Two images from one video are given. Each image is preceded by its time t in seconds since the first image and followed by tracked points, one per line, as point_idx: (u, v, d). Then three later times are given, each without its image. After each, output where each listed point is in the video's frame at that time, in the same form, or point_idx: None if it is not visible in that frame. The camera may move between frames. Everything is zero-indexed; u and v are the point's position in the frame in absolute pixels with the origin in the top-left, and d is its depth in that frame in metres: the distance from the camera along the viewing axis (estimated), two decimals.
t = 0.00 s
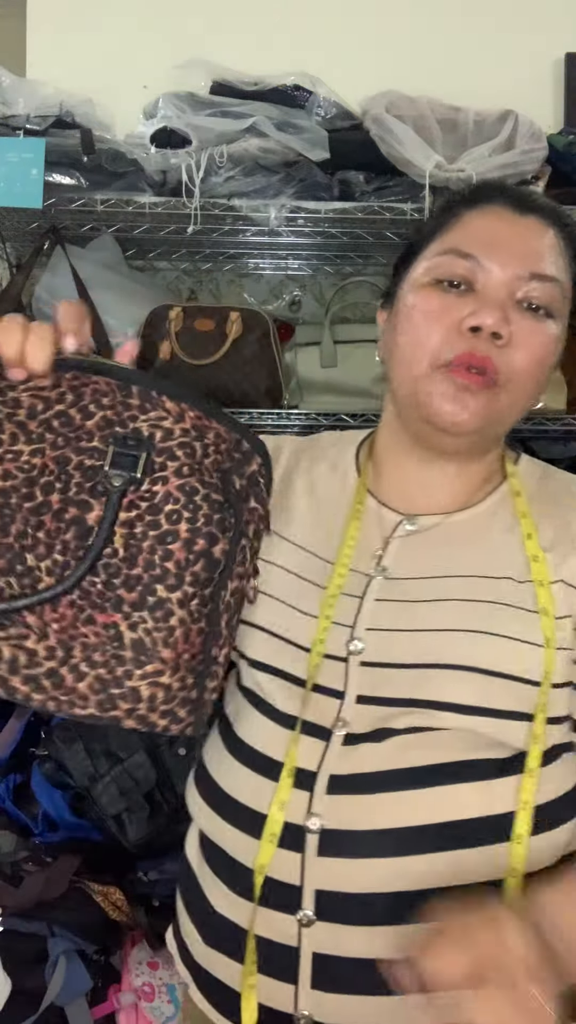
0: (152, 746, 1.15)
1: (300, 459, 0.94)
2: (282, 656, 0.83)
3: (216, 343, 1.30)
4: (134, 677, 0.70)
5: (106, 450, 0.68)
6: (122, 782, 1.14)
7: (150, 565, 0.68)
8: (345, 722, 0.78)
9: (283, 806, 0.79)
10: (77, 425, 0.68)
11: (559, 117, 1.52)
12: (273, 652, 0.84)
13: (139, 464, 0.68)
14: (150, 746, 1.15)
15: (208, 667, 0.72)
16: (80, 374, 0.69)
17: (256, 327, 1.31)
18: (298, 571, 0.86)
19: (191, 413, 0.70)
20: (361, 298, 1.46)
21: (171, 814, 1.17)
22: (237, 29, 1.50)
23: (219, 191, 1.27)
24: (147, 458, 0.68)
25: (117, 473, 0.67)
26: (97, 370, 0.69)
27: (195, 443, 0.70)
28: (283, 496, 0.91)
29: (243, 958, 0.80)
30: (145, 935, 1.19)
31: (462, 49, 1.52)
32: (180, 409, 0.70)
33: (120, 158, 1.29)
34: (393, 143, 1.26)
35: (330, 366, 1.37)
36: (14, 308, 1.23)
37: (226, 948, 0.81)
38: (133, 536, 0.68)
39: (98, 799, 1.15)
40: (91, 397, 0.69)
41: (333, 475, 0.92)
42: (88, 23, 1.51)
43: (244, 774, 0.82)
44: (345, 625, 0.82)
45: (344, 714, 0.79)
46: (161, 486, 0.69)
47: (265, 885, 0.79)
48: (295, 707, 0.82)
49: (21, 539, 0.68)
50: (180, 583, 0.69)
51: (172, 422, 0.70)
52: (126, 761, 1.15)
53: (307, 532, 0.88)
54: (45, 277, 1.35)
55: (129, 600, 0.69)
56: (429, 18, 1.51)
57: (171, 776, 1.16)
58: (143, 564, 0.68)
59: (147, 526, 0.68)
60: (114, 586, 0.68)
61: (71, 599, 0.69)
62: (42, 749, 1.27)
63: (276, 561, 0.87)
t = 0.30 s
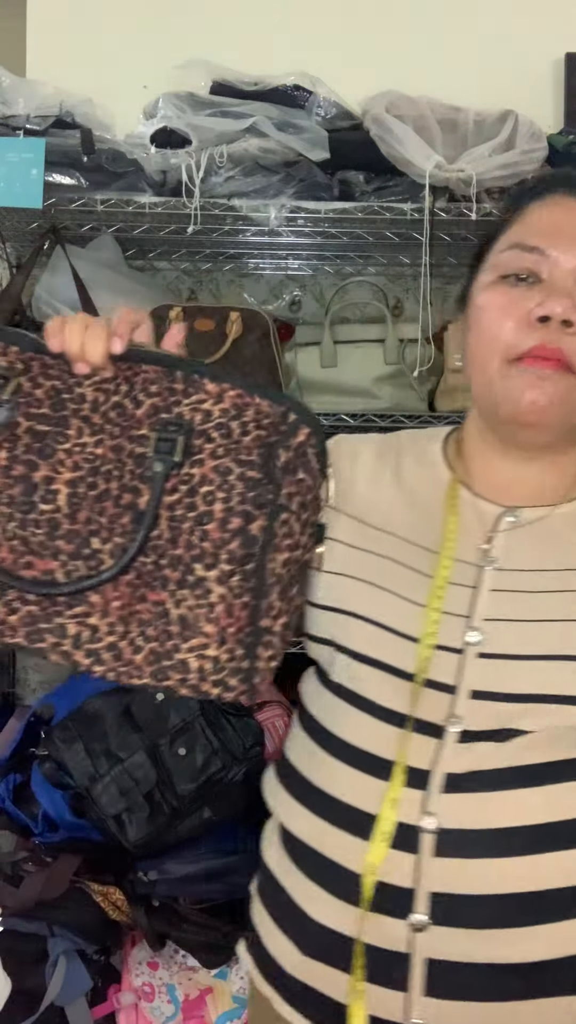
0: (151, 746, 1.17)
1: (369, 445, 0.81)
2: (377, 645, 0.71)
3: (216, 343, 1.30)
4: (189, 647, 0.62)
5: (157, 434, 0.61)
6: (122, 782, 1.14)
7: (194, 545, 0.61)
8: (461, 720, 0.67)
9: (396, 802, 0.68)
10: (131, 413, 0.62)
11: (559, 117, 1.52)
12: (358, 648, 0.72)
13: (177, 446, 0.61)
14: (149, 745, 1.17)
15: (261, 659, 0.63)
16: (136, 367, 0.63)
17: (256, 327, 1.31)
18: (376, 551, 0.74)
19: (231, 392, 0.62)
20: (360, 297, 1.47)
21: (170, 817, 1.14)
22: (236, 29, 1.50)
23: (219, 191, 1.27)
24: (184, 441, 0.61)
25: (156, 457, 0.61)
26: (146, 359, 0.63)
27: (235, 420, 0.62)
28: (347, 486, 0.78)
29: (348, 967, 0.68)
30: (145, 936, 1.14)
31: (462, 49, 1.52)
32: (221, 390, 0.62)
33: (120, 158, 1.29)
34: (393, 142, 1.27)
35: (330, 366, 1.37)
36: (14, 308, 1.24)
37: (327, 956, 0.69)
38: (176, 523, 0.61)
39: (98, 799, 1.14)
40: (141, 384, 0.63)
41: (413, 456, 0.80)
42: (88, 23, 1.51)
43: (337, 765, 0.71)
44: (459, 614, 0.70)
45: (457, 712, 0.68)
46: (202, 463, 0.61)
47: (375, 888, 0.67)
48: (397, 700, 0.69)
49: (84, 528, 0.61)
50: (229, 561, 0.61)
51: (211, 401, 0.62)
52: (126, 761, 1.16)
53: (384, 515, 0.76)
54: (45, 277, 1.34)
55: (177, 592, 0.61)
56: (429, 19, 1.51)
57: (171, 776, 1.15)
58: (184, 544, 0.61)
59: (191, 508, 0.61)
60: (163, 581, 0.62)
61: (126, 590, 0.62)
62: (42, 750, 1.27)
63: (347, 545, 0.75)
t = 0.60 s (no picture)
0: (151, 746, 1.17)
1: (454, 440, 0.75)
2: (478, 647, 0.66)
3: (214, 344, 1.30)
4: (312, 631, 0.57)
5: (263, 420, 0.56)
6: (122, 782, 1.14)
7: (312, 528, 0.57)
8: (569, 722, 0.64)
9: (514, 813, 0.65)
10: (234, 402, 0.57)
11: (559, 117, 1.52)
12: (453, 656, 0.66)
13: (287, 427, 0.56)
14: (149, 745, 1.17)
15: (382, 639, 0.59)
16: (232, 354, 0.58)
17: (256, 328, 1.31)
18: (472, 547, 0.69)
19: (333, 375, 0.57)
20: (360, 298, 1.54)
21: (170, 817, 1.13)
22: (235, 30, 1.51)
23: (219, 191, 1.27)
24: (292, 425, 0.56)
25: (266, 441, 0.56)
26: (242, 349, 0.57)
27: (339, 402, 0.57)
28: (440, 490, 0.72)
29: (476, 978, 0.67)
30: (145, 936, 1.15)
31: (462, 49, 1.52)
32: (325, 372, 0.57)
33: (120, 158, 1.29)
34: (393, 143, 1.27)
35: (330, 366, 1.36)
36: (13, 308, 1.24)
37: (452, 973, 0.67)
38: (290, 508, 0.57)
39: (98, 799, 1.14)
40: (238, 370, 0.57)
41: (501, 448, 0.74)
42: (88, 24, 1.51)
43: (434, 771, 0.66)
44: (566, 614, 0.67)
45: (564, 713, 0.65)
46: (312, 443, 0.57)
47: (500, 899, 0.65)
48: (498, 704, 0.65)
49: (194, 523, 0.56)
50: (352, 538, 0.57)
51: (316, 381, 0.57)
52: (126, 761, 1.15)
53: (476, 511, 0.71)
54: (45, 277, 1.34)
55: (289, 581, 0.57)
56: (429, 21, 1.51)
57: (171, 777, 1.15)
58: (301, 525, 0.57)
59: (305, 490, 0.57)
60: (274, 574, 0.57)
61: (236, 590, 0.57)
62: (42, 750, 1.28)
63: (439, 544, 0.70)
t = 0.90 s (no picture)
0: (151, 747, 1.17)
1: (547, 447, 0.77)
2: (563, 662, 0.70)
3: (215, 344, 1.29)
4: (415, 630, 0.55)
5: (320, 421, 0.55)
6: (122, 782, 1.14)
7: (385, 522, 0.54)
8: None
9: None
10: (269, 418, 0.56)
11: (559, 117, 1.52)
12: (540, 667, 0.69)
13: (321, 433, 0.55)
14: (149, 746, 1.17)
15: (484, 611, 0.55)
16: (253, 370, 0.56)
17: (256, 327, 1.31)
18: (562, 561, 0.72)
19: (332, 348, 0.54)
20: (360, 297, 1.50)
21: (169, 817, 1.14)
22: (235, 30, 1.50)
23: (219, 191, 1.27)
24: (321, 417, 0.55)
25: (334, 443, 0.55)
26: (259, 358, 0.55)
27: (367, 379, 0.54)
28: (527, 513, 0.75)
29: (539, 984, 0.70)
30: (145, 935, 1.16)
31: (462, 49, 1.52)
32: (340, 353, 0.54)
33: (120, 158, 1.29)
34: (393, 143, 1.27)
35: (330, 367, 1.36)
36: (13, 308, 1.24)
37: (522, 979, 0.69)
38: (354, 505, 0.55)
39: (98, 799, 1.15)
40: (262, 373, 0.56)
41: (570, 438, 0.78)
42: (88, 24, 1.51)
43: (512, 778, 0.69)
44: None
45: None
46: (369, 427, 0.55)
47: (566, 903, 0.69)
48: (573, 713, 0.70)
49: (275, 547, 0.55)
50: (419, 524, 0.54)
51: (333, 371, 0.54)
52: (126, 761, 1.15)
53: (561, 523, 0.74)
54: (45, 277, 1.34)
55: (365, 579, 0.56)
56: (429, 21, 1.52)
57: (171, 777, 1.15)
58: (366, 529, 0.55)
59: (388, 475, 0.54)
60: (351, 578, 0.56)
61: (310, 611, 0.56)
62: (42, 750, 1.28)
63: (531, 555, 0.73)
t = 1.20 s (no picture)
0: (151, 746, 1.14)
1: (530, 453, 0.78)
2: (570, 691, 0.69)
3: (216, 343, 1.30)
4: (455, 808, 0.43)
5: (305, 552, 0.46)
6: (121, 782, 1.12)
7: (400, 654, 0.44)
8: None
9: None
10: (287, 536, 0.47)
11: (559, 117, 1.52)
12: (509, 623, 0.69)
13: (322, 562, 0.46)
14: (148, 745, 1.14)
15: (493, 780, 0.42)
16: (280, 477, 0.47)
17: (256, 327, 1.31)
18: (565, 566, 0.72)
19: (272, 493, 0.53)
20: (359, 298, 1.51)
21: (170, 818, 1.13)
22: (235, 30, 1.50)
23: (219, 191, 1.27)
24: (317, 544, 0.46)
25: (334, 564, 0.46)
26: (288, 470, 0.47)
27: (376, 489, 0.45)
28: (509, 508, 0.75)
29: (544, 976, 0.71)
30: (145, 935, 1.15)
31: (462, 49, 1.52)
32: (347, 471, 0.45)
33: (120, 158, 1.29)
34: (393, 143, 1.27)
35: (330, 366, 1.36)
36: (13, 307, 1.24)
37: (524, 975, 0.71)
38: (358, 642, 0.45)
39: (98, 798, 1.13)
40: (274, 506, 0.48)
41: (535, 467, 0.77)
42: (88, 23, 1.51)
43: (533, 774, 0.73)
44: None
45: None
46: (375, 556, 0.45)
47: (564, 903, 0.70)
48: None
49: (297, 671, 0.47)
50: (451, 682, 0.43)
51: (340, 491, 0.46)
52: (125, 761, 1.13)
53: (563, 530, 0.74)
54: (45, 277, 1.34)
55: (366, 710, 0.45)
56: (428, 20, 1.52)
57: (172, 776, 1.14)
58: (379, 683, 0.44)
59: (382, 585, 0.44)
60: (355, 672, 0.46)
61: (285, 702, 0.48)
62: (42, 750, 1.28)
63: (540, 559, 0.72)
